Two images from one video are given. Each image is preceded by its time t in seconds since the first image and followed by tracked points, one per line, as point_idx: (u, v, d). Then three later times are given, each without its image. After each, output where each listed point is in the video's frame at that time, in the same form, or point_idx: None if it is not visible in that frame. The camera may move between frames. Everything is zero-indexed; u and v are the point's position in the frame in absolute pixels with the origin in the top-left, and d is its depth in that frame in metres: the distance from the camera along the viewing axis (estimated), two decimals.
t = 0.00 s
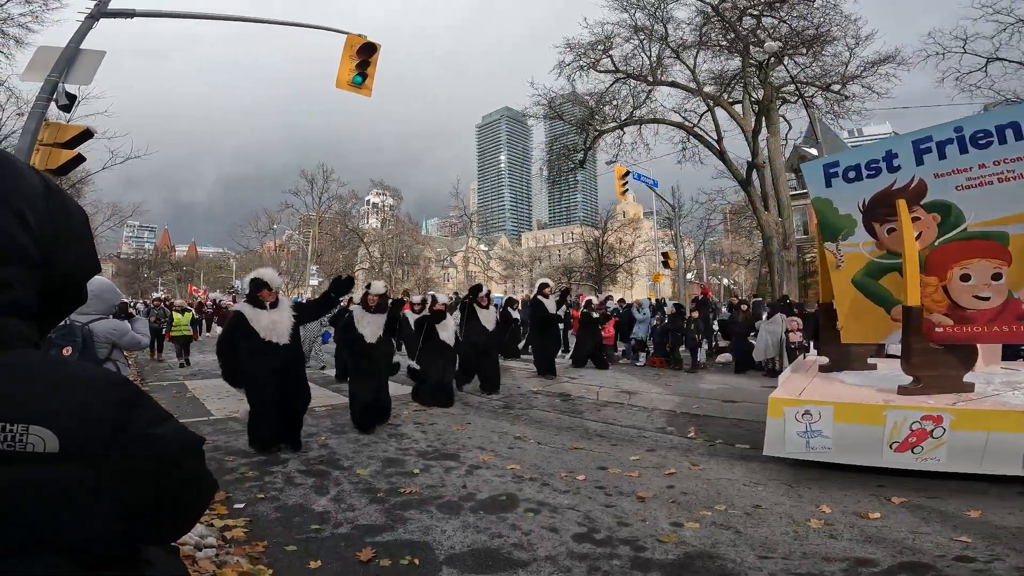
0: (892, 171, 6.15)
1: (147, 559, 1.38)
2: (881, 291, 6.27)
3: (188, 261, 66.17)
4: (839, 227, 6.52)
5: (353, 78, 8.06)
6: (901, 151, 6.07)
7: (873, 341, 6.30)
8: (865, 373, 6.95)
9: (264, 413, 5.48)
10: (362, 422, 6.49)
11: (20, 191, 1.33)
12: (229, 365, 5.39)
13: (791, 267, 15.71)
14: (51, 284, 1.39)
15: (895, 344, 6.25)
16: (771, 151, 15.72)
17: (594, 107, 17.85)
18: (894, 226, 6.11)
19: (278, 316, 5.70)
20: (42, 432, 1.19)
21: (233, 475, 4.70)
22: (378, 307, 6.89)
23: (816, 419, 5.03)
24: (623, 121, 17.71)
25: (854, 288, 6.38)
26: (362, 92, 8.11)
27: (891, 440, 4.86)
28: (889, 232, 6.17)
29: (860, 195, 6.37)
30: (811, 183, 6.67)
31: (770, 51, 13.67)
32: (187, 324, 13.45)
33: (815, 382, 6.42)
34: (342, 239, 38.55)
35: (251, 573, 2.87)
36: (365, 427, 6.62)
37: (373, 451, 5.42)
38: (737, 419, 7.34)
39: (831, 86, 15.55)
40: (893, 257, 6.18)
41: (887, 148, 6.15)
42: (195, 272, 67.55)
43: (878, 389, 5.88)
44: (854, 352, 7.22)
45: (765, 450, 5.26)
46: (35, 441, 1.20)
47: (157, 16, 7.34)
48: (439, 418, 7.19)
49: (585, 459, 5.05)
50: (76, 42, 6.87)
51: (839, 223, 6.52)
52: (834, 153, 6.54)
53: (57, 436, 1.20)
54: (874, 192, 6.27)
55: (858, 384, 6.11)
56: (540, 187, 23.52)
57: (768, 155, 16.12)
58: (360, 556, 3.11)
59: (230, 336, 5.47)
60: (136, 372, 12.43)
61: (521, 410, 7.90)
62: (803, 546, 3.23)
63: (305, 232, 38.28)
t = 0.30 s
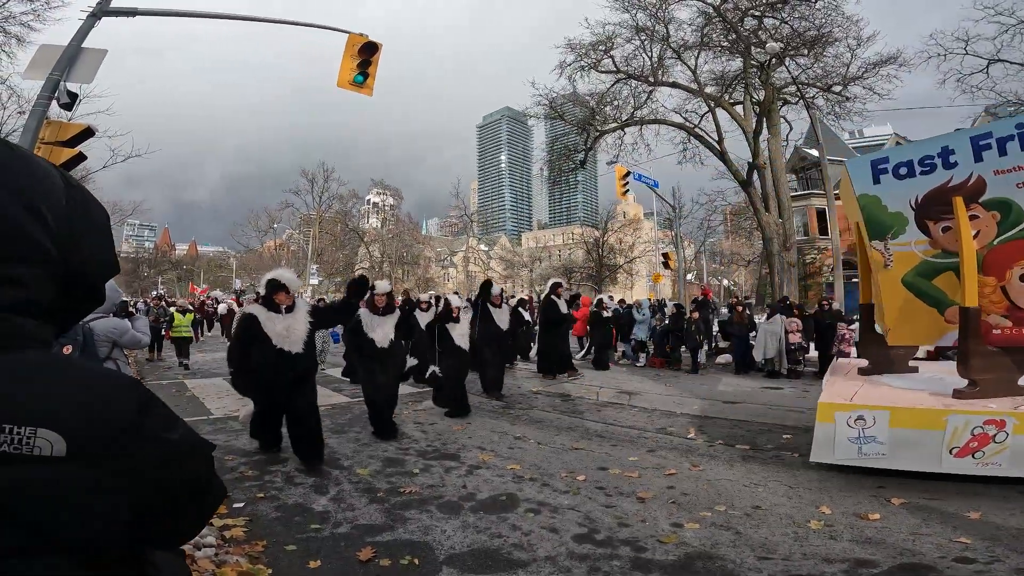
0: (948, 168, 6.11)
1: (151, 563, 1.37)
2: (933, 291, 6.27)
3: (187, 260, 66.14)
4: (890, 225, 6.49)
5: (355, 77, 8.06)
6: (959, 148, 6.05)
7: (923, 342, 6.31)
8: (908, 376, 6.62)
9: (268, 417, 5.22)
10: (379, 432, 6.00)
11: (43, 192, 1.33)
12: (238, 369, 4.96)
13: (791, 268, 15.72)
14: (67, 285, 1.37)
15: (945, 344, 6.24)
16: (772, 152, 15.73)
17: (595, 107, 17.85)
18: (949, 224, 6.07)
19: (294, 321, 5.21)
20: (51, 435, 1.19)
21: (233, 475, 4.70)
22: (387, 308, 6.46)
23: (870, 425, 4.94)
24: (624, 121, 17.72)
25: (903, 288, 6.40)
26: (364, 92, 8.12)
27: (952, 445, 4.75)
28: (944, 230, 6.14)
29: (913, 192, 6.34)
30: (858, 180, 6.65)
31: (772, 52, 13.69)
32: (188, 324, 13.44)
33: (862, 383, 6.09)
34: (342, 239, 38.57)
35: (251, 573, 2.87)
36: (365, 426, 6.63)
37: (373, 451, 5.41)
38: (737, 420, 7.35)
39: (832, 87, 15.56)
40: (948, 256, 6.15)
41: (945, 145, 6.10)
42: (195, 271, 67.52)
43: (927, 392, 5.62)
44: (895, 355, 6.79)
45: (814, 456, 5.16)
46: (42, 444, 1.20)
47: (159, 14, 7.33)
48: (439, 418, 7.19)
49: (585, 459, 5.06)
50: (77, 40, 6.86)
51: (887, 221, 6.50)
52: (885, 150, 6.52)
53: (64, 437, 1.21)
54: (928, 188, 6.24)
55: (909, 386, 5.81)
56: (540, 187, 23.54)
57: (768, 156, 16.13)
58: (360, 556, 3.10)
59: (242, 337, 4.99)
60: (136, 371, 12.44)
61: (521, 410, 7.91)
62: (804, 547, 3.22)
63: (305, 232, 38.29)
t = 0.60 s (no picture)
0: (1010, 165, 5.73)
1: (151, 566, 1.37)
2: (993, 291, 5.82)
3: (188, 260, 66.18)
4: (945, 223, 5.99)
5: (355, 77, 8.07)
6: (1021, 144, 5.67)
7: (982, 343, 5.87)
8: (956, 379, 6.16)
9: (288, 428, 4.49)
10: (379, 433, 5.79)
11: (54, 191, 1.31)
12: (246, 370, 4.24)
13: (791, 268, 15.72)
14: (75, 286, 1.35)
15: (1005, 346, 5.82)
16: (772, 152, 15.73)
17: (595, 107, 17.84)
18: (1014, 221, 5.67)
19: (308, 318, 4.65)
20: (51, 439, 1.19)
21: (231, 474, 4.71)
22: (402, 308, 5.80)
23: (933, 431, 4.73)
24: (624, 121, 17.72)
25: (961, 287, 5.93)
26: (364, 92, 8.12)
27: (1018, 450, 4.57)
28: (1007, 228, 5.72)
29: (971, 189, 5.93)
30: (911, 175, 6.16)
31: (771, 53, 13.67)
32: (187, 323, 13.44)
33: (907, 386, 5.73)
34: (342, 238, 38.59)
35: (248, 572, 2.87)
36: (364, 426, 6.63)
37: (371, 451, 5.42)
38: (736, 421, 7.35)
39: (832, 87, 15.55)
40: (1012, 255, 5.74)
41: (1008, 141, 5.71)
42: (195, 271, 67.58)
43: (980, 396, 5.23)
44: (943, 357, 6.27)
45: (868, 460, 4.94)
46: (42, 449, 1.19)
47: (159, 14, 7.33)
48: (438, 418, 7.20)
49: (583, 459, 5.07)
50: (77, 40, 6.86)
51: (943, 218, 6.00)
52: (940, 146, 6.09)
53: (64, 441, 1.20)
54: (990, 185, 5.84)
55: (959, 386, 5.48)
56: (540, 187, 23.53)
57: (768, 156, 16.13)
58: (357, 556, 3.11)
59: (250, 335, 4.33)
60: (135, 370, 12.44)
61: (520, 410, 7.91)
62: (801, 548, 3.22)
63: (306, 232, 38.32)
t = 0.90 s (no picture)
0: None
1: (153, 566, 1.36)
2: None
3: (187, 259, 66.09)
4: (993, 220, 4.87)
5: (354, 77, 8.06)
6: None
7: None
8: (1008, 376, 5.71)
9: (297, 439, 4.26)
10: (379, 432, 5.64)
11: (60, 192, 1.30)
12: (250, 376, 4.18)
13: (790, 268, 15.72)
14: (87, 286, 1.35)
15: None
16: (771, 152, 15.73)
17: (595, 107, 17.84)
18: None
19: (315, 324, 4.51)
20: (55, 440, 1.19)
21: (231, 474, 4.71)
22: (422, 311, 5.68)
23: (991, 433, 4.58)
24: (624, 121, 17.71)
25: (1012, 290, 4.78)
26: (363, 91, 8.12)
27: None
28: None
29: None
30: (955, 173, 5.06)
31: (771, 53, 13.68)
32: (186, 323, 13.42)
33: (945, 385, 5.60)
34: (342, 238, 38.58)
35: (246, 572, 2.87)
36: (363, 426, 6.63)
37: (371, 451, 5.42)
38: (736, 421, 7.35)
39: (832, 88, 15.53)
40: None
41: None
42: (195, 271, 67.57)
43: None
44: (985, 357, 5.43)
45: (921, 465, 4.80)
46: (46, 450, 1.20)
47: (158, 14, 7.32)
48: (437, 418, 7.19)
49: (582, 460, 5.06)
50: (76, 39, 6.84)
51: (993, 214, 4.87)
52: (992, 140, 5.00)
53: (68, 443, 1.20)
54: None
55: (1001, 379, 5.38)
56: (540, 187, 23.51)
57: (767, 156, 16.12)
58: (356, 556, 3.10)
59: (253, 341, 4.27)
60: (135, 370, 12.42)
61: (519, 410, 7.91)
62: (799, 548, 3.21)
63: (305, 232, 38.32)
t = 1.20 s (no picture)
0: None
1: (152, 566, 1.36)
2: None
3: (187, 259, 66.12)
4: None
5: (353, 77, 8.05)
6: None
7: None
8: None
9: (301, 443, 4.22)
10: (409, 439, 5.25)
11: (54, 192, 1.30)
12: (255, 375, 4.12)
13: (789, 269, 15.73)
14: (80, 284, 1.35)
15: None
16: (769, 152, 15.73)
17: (594, 107, 17.86)
18: None
19: (323, 321, 4.49)
20: (41, 440, 1.19)
21: (228, 474, 4.71)
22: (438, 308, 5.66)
23: None
24: (623, 121, 17.71)
25: None
26: (361, 91, 8.12)
27: None
28: None
29: None
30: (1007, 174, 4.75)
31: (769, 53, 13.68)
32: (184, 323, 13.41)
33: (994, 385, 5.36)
34: (341, 238, 38.61)
35: (241, 572, 2.87)
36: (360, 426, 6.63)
37: (368, 451, 5.42)
38: (734, 421, 7.35)
39: (830, 88, 15.54)
40: None
41: None
42: (195, 271, 67.58)
43: None
44: None
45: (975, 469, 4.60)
46: (31, 449, 1.19)
47: (155, 13, 7.32)
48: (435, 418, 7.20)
49: (579, 460, 5.06)
50: (74, 39, 6.84)
51: None
52: None
53: (54, 442, 1.19)
54: None
55: None
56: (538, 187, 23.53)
57: (765, 157, 16.13)
58: (352, 556, 3.10)
59: (256, 341, 4.18)
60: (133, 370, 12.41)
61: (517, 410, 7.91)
62: (796, 549, 3.21)
63: (304, 232, 38.34)
